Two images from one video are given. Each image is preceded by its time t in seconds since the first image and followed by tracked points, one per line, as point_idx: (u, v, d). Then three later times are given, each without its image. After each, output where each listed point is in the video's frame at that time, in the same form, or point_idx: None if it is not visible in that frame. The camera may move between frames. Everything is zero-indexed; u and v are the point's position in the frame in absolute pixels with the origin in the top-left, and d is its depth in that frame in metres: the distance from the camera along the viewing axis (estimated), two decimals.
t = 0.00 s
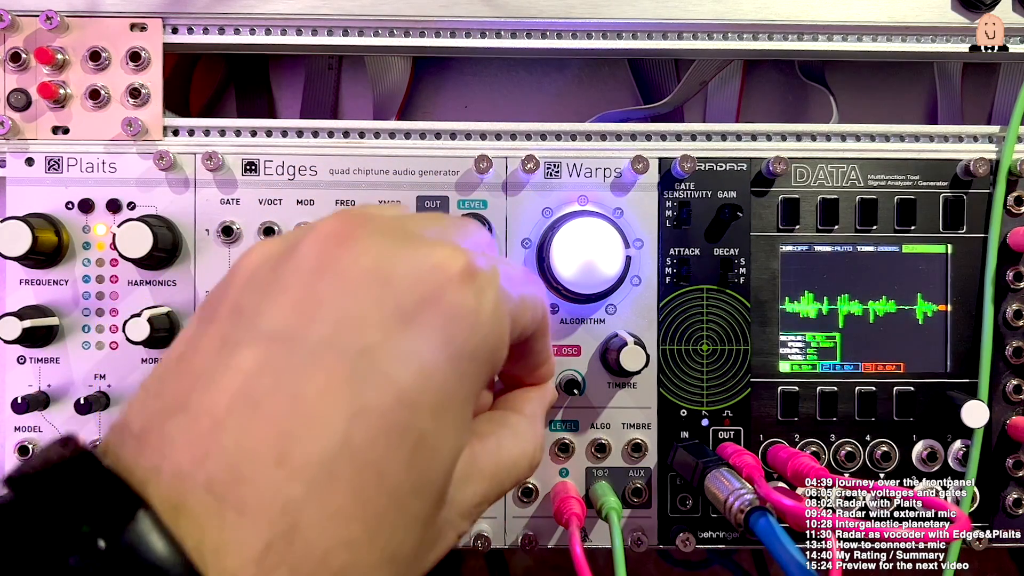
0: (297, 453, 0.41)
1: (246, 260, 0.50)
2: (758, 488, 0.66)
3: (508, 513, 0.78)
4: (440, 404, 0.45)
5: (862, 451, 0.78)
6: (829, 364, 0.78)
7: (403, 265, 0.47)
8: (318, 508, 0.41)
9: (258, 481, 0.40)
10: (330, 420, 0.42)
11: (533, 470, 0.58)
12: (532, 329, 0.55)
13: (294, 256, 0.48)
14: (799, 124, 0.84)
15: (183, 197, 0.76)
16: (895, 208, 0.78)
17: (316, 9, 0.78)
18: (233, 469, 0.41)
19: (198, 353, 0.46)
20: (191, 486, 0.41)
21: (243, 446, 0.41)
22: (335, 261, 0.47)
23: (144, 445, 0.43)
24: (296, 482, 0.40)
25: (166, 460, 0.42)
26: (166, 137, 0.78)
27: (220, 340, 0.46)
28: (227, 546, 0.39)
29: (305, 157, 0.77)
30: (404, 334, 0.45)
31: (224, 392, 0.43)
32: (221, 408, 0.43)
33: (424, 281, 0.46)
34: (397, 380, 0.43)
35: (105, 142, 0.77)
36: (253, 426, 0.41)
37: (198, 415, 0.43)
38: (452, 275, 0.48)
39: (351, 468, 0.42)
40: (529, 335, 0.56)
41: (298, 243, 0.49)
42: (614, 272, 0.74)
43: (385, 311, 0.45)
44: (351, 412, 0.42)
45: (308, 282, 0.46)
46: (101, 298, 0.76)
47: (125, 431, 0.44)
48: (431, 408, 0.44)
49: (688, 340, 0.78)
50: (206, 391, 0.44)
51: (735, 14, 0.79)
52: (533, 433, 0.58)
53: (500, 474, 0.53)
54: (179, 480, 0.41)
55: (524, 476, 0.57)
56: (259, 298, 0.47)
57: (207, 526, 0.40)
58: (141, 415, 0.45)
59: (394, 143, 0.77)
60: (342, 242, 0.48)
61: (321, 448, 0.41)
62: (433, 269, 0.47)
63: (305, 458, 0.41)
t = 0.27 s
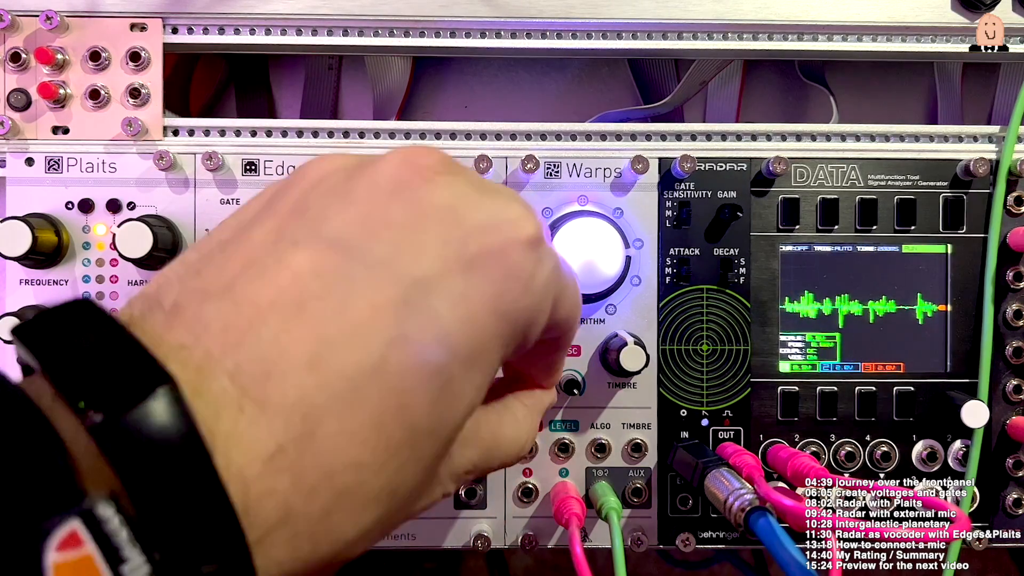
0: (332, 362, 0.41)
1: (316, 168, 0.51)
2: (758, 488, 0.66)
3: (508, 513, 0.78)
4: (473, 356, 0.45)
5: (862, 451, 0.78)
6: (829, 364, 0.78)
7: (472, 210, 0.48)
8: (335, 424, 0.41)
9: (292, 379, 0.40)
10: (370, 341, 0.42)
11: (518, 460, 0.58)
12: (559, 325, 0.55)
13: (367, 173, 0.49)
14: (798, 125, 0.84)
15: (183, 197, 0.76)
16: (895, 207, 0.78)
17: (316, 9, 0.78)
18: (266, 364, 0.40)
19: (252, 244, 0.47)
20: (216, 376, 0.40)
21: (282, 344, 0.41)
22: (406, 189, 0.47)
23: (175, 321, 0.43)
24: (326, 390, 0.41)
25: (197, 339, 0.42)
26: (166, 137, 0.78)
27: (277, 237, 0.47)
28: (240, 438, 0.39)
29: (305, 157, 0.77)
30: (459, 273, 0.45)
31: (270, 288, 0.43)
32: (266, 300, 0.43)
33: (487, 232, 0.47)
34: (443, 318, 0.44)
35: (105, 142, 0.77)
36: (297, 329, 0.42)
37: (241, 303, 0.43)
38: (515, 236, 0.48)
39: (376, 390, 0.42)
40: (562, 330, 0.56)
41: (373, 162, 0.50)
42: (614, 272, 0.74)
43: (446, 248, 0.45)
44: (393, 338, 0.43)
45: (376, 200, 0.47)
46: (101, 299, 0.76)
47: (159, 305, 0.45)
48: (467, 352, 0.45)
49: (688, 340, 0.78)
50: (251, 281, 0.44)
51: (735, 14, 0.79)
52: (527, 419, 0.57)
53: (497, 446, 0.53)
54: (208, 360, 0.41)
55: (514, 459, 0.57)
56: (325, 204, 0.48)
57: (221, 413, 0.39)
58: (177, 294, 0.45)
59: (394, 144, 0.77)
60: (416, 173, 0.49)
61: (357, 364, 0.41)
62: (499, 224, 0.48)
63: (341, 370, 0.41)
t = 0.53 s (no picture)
0: (320, 390, 0.42)
1: (287, 194, 0.51)
2: (758, 488, 0.66)
3: (508, 513, 0.78)
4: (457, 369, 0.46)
5: (862, 451, 0.78)
6: (829, 364, 0.78)
7: (446, 223, 0.48)
8: (329, 449, 0.41)
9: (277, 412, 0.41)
10: (352, 364, 0.43)
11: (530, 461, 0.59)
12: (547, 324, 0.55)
13: (339, 196, 0.49)
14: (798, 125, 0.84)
15: (183, 197, 0.76)
16: (895, 207, 0.78)
17: (316, 9, 0.78)
18: (253, 399, 0.41)
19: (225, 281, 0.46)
20: (204, 416, 0.40)
21: (267, 377, 0.42)
22: (380, 207, 0.48)
23: (160, 364, 0.43)
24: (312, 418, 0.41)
25: (182, 381, 0.42)
26: (166, 137, 0.78)
27: (252, 271, 0.46)
28: (235, 475, 0.39)
29: (305, 157, 0.77)
30: (438, 288, 0.45)
31: (250, 322, 0.43)
32: (248, 333, 0.43)
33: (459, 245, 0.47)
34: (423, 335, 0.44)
35: (105, 142, 0.77)
36: (280, 360, 0.42)
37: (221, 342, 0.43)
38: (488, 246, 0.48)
39: (364, 415, 0.42)
40: (546, 332, 0.56)
41: (345, 184, 0.50)
42: (614, 272, 0.74)
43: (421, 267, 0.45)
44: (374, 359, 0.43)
45: (350, 224, 0.47)
46: (101, 299, 0.76)
47: (140, 349, 0.44)
48: (452, 366, 0.45)
49: (688, 340, 0.78)
50: (230, 317, 0.44)
51: (735, 14, 0.79)
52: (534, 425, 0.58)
53: (499, 454, 0.54)
54: (195, 401, 0.41)
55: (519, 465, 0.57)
56: (296, 234, 0.47)
57: (214, 452, 0.39)
58: (159, 337, 0.44)
59: (394, 143, 0.77)
60: (386, 192, 0.48)
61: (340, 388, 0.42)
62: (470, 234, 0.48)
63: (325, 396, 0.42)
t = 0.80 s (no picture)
0: (310, 415, 0.41)
1: (272, 219, 0.51)
2: (758, 488, 0.66)
3: (508, 513, 0.78)
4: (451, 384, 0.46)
5: (862, 451, 0.78)
6: (829, 364, 0.78)
7: (430, 241, 0.48)
8: (323, 472, 0.41)
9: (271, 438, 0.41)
10: (345, 384, 0.43)
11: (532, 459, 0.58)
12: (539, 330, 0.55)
13: (323, 219, 0.50)
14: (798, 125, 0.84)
15: (183, 197, 0.76)
16: (895, 207, 0.78)
17: (316, 9, 0.78)
18: (245, 426, 0.41)
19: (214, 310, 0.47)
20: (196, 444, 0.41)
21: (257, 404, 0.42)
22: (365, 228, 0.48)
23: (152, 393, 0.43)
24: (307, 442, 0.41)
25: (174, 410, 0.42)
26: (166, 137, 0.78)
27: (239, 296, 0.47)
28: (232, 504, 0.40)
29: (305, 156, 0.77)
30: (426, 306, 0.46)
31: (238, 348, 0.44)
32: (238, 360, 0.43)
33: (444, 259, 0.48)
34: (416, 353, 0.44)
35: (105, 142, 0.77)
36: (271, 386, 0.42)
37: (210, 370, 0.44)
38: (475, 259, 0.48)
39: (359, 436, 0.42)
40: (537, 332, 0.55)
41: (329, 207, 0.51)
42: (614, 272, 0.74)
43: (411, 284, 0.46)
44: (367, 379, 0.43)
45: (334, 246, 0.48)
46: (101, 299, 0.76)
47: (133, 378, 0.45)
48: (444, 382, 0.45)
49: (688, 340, 0.78)
50: (220, 343, 0.45)
51: (735, 14, 0.78)
52: (531, 424, 0.57)
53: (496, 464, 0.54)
54: (189, 431, 0.41)
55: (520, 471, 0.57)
56: (283, 257, 0.48)
57: (209, 479, 0.40)
58: (151, 365, 0.45)
59: (394, 143, 0.77)
60: (369, 213, 0.49)
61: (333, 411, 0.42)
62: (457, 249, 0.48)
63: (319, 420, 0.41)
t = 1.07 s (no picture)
0: (384, 423, 0.42)
1: (360, 199, 0.52)
2: (758, 488, 0.66)
3: (508, 513, 0.78)
4: (513, 405, 0.48)
5: (862, 451, 0.78)
6: (829, 364, 0.78)
7: (525, 261, 0.50)
8: (386, 483, 0.43)
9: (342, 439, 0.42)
10: (422, 395, 0.44)
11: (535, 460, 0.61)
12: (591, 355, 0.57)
13: (417, 216, 0.51)
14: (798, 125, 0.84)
15: (183, 197, 0.76)
16: (895, 207, 0.78)
17: (316, 9, 0.78)
18: (315, 421, 0.41)
19: (293, 288, 0.48)
20: (265, 434, 0.41)
21: (337, 400, 0.42)
22: (458, 236, 0.50)
23: (219, 367, 0.44)
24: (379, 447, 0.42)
25: (245, 393, 0.42)
26: (166, 137, 0.78)
27: (322, 279, 0.48)
28: (294, 498, 0.40)
29: (305, 156, 0.77)
30: (510, 325, 0.48)
31: (321, 336, 0.44)
32: (318, 349, 0.44)
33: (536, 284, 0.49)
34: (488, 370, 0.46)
35: (105, 142, 0.77)
36: (353, 386, 0.43)
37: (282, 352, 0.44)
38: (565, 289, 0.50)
39: (425, 446, 0.44)
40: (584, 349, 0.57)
41: (423, 204, 0.52)
42: (614, 272, 0.75)
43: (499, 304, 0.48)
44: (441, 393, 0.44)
45: (428, 247, 0.49)
46: (101, 298, 0.76)
47: (198, 348, 0.45)
48: (510, 404, 0.48)
49: (688, 340, 0.78)
50: (300, 329, 0.45)
51: (735, 14, 0.78)
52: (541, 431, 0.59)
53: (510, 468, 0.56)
54: (258, 418, 0.41)
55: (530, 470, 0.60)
56: (372, 245, 0.49)
57: (274, 474, 0.40)
58: (217, 335, 0.45)
59: (394, 143, 0.77)
60: (467, 220, 0.51)
61: (409, 419, 0.43)
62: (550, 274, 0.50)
63: (392, 427, 0.43)
